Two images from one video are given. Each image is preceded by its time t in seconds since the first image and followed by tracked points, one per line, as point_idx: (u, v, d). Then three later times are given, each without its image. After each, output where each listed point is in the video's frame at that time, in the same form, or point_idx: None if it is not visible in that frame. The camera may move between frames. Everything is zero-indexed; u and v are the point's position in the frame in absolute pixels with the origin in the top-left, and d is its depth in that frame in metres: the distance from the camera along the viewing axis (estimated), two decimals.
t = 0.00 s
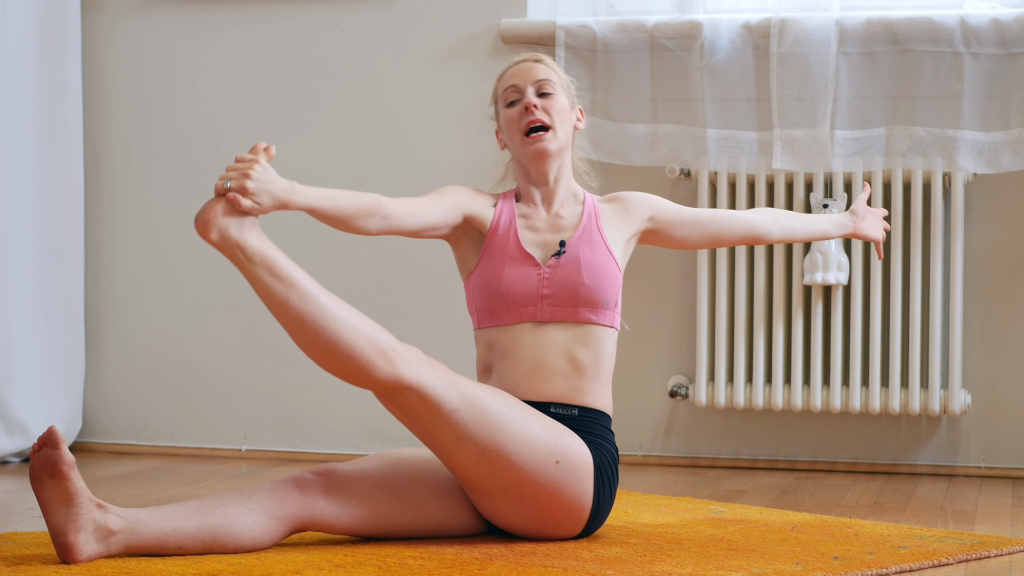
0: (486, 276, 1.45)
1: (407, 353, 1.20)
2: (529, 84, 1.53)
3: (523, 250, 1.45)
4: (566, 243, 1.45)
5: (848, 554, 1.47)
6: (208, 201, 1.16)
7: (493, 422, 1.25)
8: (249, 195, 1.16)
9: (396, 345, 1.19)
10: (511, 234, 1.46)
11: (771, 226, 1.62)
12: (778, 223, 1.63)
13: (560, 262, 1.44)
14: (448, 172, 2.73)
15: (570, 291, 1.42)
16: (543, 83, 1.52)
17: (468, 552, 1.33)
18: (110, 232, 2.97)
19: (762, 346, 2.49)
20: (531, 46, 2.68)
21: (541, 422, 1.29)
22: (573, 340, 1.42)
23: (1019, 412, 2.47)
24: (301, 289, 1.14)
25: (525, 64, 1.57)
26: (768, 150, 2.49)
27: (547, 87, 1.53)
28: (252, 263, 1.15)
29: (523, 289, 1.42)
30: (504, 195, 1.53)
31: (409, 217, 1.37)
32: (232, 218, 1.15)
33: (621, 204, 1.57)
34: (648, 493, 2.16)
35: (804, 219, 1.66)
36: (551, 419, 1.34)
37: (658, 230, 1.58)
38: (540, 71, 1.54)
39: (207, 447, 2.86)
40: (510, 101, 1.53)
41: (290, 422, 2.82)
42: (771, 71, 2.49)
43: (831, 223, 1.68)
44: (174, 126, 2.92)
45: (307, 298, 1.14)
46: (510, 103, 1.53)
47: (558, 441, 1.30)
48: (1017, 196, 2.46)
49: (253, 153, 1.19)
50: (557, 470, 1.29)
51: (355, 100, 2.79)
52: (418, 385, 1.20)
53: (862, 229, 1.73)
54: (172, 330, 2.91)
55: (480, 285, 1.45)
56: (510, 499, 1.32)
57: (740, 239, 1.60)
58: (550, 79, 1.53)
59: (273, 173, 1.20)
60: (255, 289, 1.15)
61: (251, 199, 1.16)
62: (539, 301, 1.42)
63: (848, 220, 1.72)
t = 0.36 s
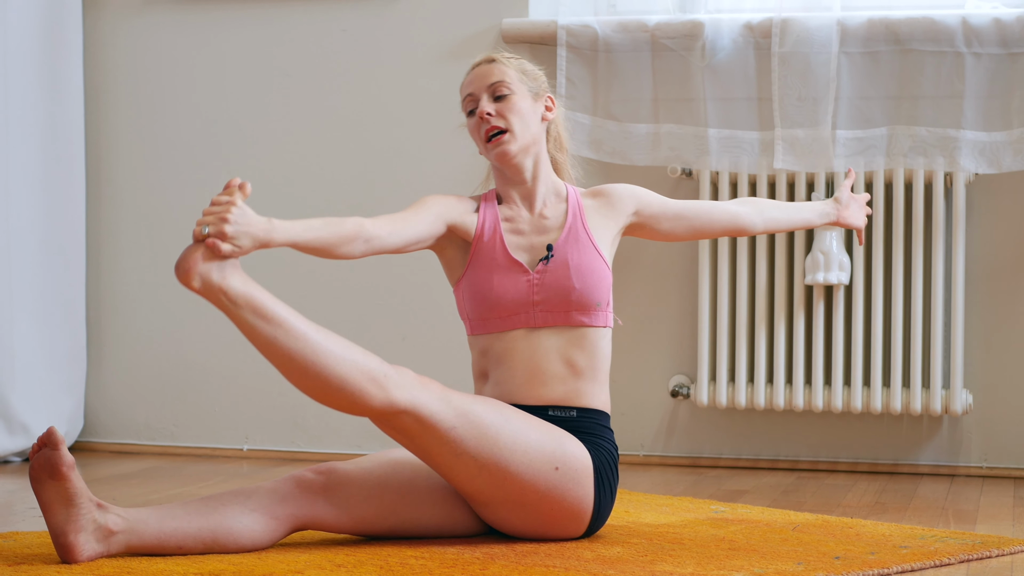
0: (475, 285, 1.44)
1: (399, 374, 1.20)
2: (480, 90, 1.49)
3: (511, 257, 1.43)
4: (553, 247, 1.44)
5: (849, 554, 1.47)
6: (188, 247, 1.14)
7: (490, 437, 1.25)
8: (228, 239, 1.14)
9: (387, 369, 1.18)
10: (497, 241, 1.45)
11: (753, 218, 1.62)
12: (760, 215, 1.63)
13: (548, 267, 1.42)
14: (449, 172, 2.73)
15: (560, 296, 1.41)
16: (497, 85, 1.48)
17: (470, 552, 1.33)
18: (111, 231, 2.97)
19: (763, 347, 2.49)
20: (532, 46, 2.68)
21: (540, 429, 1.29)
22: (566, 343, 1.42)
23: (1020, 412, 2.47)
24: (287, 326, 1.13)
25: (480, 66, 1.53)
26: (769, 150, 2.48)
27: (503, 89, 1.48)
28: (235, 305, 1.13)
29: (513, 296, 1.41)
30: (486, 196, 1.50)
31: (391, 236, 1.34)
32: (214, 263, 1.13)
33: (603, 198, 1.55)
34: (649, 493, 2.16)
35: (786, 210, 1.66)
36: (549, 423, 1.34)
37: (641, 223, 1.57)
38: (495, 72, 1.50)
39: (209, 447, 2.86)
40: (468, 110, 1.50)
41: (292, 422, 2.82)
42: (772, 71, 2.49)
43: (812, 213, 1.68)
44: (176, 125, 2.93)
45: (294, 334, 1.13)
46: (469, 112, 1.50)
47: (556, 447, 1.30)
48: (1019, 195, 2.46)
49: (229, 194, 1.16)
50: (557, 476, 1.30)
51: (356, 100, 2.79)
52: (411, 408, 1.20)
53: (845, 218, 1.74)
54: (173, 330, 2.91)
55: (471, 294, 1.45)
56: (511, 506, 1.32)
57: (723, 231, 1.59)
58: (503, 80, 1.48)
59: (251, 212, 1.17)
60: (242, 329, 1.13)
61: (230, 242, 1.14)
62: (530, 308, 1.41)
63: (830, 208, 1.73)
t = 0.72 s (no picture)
0: (463, 296, 1.44)
1: (389, 405, 1.20)
2: (433, 102, 1.48)
3: (492, 265, 1.42)
4: (533, 251, 1.42)
5: (858, 555, 1.47)
6: (165, 313, 1.09)
7: (488, 457, 1.25)
8: (206, 302, 1.08)
9: (380, 404, 1.18)
10: (477, 250, 1.43)
11: (737, 209, 1.58)
12: (745, 204, 1.58)
13: (530, 271, 1.41)
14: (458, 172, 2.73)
15: (546, 299, 1.40)
16: (452, 94, 1.47)
17: (479, 552, 1.34)
18: (121, 231, 2.99)
19: (772, 347, 2.50)
20: (542, 46, 2.68)
21: (539, 436, 1.30)
22: (558, 345, 1.41)
23: None
24: (276, 380, 1.12)
25: (436, 76, 1.51)
26: (779, 150, 2.48)
27: (458, 97, 1.47)
28: (220, 366, 1.10)
29: (500, 304, 1.41)
30: (459, 204, 1.49)
31: (369, 268, 1.30)
32: (193, 327, 1.09)
33: (581, 191, 1.52)
34: (658, 493, 2.16)
35: (772, 198, 1.61)
36: (550, 430, 1.35)
37: (621, 214, 1.54)
38: (449, 80, 1.48)
39: (219, 447, 2.88)
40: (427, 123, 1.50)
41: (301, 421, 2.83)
42: (782, 71, 2.49)
43: (800, 201, 1.63)
44: (185, 125, 2.94)
45: (284, 388, 1.12)
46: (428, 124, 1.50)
47: (559, 457, 1.31)
48: None
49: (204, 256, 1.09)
50: (561, 484, 1.31)
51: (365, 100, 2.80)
52: (409, 439, 1.20)
53: (834, 205, 1.67)
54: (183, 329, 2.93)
55: (460, 305, 1.44)
56: (520, 516, 1.34)
57: (705, 222, 1.56)
58: (455, 88, 1.47)
59: (228, 268, 1.11)
60: (230, 389, 1.11)
61: (209, 305, 1.09)
62: (519, 314, 1.41)
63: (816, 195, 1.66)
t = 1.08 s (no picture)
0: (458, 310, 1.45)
1: (387, 435, 1.22)
2: (397, 120, 1.48)
3: (480, 276, 1.43)
4: (520, 256, 1.43)
5: (870, 555, 1.48)
6: (154, 376, 1.11)
7: (491, 476, 1.28)
8: (192, 363, 1.09)
9: (377, 437, 1.20)
10: (463, 263, 1.44)
11: (718, 189, 1.57)
12: (724, 184, 1.58)
13: (518, 276, 1.42)
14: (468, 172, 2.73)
15: (539, 302, 1.41)
16: (413, 108, 1.46)
17: (491, 553, 1.36)
18: (133, 233, 3.01)
19: (784, 347, 2.50)
20: (553, 46, 2.67)
21: (540, 443, 1.32)
22: (556, 346, 1.42)
23: None
24: (269, 431, 1.14)
25: (396, 93, 1.51)
26: (791, 151, 2.50)
27: (420, 110, 1.46)
28: (213, 424, 1.12)
29: (495, 313, 1.42)
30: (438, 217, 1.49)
31: (354, 299, 1.30)
32: (181, 388, 1.10)
33: (559, 188, 1.52)
34: (669, 493, 2.17)
35: (752, 177, 1.61)
36: (553, 436, 1.36)
37: (601, 206, 1.54)
38: (409, 95, 1.48)
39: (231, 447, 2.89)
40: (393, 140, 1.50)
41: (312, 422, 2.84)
42: (794, 71, 2.49)
43: (780, 178, 1.63)
44: (196, 126, 2.95)
45: (279, 439, 1.14)
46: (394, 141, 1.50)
47: (564, 466, 1.33)
48: None
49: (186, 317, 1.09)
50: (569, 492, 1.34)
51: (376, 101, 2.81)
52: (410, 467, 1.23)
53: (815, 178, 1.68)
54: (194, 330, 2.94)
55: (457, 319, 1.45)
56: (529, 526, 1.36)
57: (687, 206, 1.56)
58: (417, 103, 1.46)
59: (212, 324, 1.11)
60: (227, 444, 1.14)
61: (195, 365, 1.10)
62: (514, 320, 1.41)
63: (795, 171, 1.67)
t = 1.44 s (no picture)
0: (456, 323, 1.46)
1: (389, 464, 1.27)
2: (371, 138, 1.47)
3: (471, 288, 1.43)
4: (509, 265, 1.43)
5: (883, 556, 1.48)
6: (153, 434, 1.13)
7: (498, 494, 1.32)
8: (188, 421, 1.12)
9: (380, 469, 1.25)
10: (453, 276, 1.44)
11: (705, 170, 1.56)
12: (710, 165, 1.56)
13: (510, 285, 1.42)
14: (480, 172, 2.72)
15: (534, 308, 1.41)
16: (386, 126, 1.46)
17: (503, 552, 1.38)
18: (145, 234, 3.03)
19: (797, 348, 2.50)
20: (566, 47, 2.66)
21: (551, 453, 1.36)
22: (556, 349, 1.43)
23: None
24: (274, 476, 1.19)
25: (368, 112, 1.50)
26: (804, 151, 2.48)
27: (393, 127, 1.46)
28: (217, 476, 1.16)
29: (492, 324, 1.43)
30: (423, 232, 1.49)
31: (349, 328, 1.30)
32: (180, 444, 1.13)
33: (542, 189, 1.51)
34: (682, 494, 2.18)
35: (738, 156, 1.59)
36: (559, 442, 1.39)
37: (587, 200, 1.53)
38: (381, 113, 1.47)
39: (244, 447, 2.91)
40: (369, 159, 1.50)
41: (324, 422, 2.85)
42: (807, 71, 2.49)
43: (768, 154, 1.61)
44: (208, 127, 2.96)
45: (283, 483, 1.19)
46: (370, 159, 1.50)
47: (574, 477, 1.36)
48: None
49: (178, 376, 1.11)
50: (578, 499, 1.37)
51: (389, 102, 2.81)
52: (418, 493, 1.27)
53: (804, 150, 1.65)
54: (207, 330, 2.96)
55: (456, 332, 1.47)
56: (541, 536, 1.40)
57: (675, 192, 1.54)
58: (388, 121, 1.46)
59: (204, 379, 1.13)
60: (233, 492, 1.18)
61: (192, 421, 1.12)
62: (512, 328, 1.42)
63: (782, 145, 1.64)
